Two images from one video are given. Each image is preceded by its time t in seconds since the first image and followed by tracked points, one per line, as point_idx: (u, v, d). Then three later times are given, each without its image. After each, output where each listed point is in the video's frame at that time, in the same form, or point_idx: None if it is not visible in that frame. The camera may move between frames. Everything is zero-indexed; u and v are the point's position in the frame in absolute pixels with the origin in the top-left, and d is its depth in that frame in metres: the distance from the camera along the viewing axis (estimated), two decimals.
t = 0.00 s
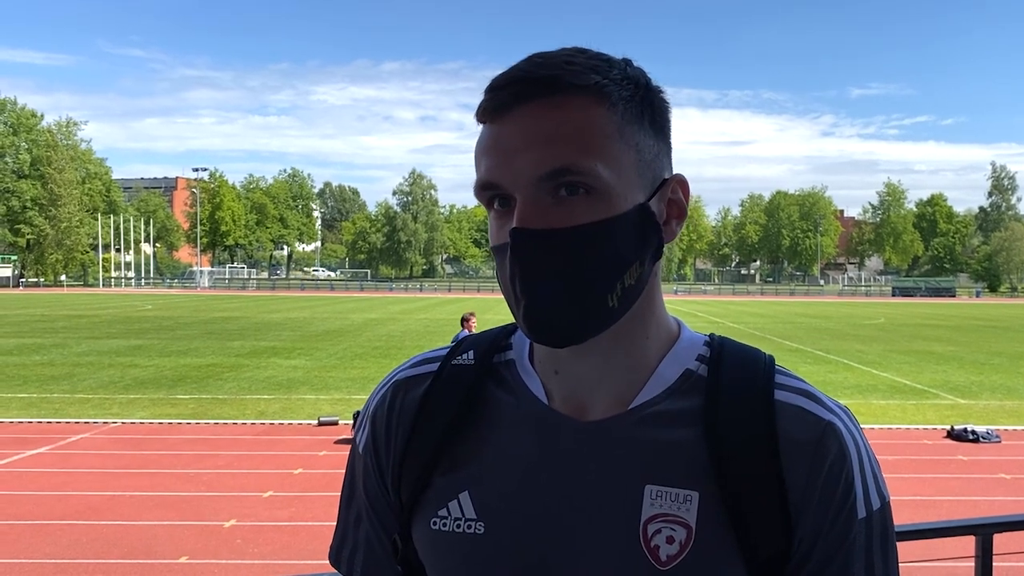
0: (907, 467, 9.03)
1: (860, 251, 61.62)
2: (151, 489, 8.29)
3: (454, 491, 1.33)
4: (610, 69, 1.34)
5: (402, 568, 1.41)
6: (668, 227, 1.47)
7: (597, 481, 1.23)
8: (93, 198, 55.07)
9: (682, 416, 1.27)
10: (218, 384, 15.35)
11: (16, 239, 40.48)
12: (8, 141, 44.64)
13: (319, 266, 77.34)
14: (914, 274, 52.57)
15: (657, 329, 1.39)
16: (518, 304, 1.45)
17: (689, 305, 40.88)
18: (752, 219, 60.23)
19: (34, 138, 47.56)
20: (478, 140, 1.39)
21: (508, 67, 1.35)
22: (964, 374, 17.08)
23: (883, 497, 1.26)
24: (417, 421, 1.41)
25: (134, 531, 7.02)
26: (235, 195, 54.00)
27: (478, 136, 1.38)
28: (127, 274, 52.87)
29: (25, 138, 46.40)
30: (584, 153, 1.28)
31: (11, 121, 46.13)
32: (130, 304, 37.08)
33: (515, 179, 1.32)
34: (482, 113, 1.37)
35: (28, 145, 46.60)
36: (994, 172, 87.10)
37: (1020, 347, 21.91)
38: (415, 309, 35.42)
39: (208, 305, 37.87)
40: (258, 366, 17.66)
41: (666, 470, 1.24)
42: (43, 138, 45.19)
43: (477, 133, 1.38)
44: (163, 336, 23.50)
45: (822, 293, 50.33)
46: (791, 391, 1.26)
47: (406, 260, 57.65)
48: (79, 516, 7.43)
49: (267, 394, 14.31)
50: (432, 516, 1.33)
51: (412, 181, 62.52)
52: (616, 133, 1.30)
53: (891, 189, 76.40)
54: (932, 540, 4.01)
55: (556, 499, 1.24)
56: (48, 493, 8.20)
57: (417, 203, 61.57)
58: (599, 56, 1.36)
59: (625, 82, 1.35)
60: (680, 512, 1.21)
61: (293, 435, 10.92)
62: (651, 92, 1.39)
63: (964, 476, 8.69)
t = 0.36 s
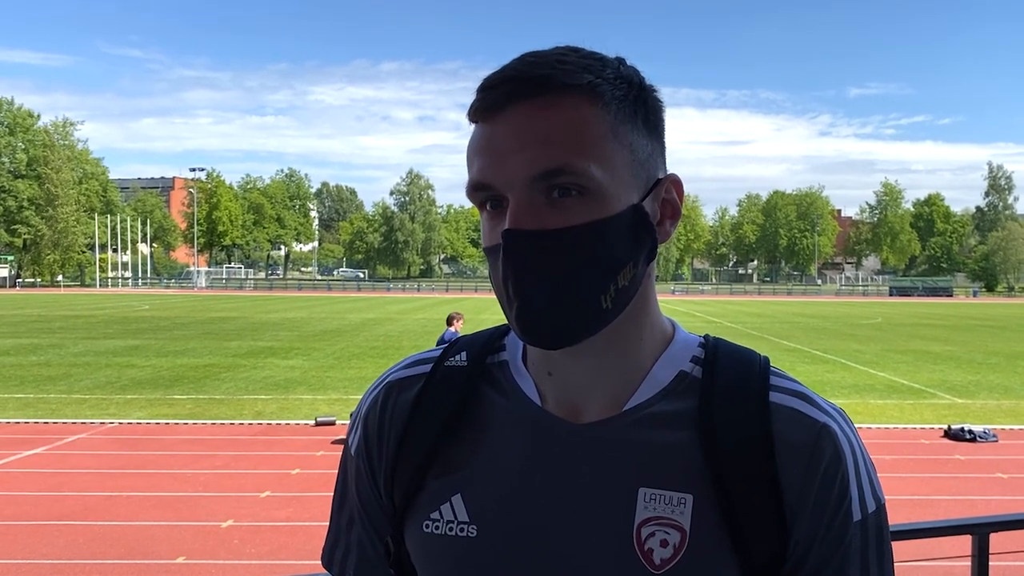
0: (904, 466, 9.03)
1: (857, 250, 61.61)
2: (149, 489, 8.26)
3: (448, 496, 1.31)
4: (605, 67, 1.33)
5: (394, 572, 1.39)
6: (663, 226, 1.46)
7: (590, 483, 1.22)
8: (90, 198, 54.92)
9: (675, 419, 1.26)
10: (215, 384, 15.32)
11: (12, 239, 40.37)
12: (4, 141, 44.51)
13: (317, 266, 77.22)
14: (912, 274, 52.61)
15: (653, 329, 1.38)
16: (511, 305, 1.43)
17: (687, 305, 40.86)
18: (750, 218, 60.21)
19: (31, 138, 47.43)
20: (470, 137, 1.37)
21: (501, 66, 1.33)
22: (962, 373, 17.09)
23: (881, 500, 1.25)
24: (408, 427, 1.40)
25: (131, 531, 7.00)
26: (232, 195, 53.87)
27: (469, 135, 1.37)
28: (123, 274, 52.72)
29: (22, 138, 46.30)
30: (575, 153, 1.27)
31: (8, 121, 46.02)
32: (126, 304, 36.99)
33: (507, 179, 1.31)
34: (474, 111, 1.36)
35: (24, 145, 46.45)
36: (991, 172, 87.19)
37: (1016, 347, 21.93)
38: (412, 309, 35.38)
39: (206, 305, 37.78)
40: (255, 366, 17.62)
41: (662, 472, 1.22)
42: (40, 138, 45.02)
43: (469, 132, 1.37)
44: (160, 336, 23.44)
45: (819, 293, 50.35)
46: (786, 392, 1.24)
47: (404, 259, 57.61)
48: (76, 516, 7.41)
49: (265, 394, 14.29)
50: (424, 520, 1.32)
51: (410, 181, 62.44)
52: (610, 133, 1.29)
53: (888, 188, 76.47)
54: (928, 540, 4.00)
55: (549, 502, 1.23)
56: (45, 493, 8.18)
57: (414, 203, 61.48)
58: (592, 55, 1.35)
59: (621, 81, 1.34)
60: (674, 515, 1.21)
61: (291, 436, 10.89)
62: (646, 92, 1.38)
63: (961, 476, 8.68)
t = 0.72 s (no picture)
0: (908, 466, 9.01)
1: (860, 250, 61.51)
2: (151, 489, 8.27)
3: (445, 498, 1.30)
4: (605, 64, 1.32)
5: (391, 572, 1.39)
6: (662, 227, 1.46)
7: (588, 485, 1.22)
8: (93, 198, 55.04)
9: (675, 421, 1.25)
10: (219, 384, 15.32)
11: (16, 239, 40.46)
12: (8, 141, 44.58)
13: (319, 266, 77.29)
14: (914, 274, 52.56)
15: (654, 330, 1.37)
16: (510, 305, 1.42)
17: (689, 305, 40.80)
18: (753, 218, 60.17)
19: (34, 137, 47.52)
20: (468, 136, 1.37)
21: (500, 63, 1.33)
22: (965, 373, 17.05)
23: (881, 501, 1.24)
24: (407, 428, 1.39)
25: (134, 531, 7.00)
26: (235, 195, 53.91)
27: (467, 133, 1.36)
28: (127, 274, 52.79)
29: (25, 138, 46.39)
30: (574, 153, 1.26)
31: (11, 121, 46.13)
32: (130, 304, 37.02)
33: (506, 177, 1.30)
34: (471, 111, 1.35)
35: (28, 145, 46.53)
36: (994, 172, 86.97)
37: (1020, 346, 21.88)
38: (415, 309, 35.39)
39: (209, 305, 37.83)
40: (258, 366, 17.62)
41: (660, 476, 1.22)
42: (43, 138, 45.11)
43: (466, 131, 1.36)
44: (163, 336, 23.45)
45: (822, 293, 50.26)
46: (787, 394, 1.23)
47: (406, 259, 57.62)
48: (79, 516, 7.41)
49: (268, 394, 14.28)
50: (424, 521, 1.32)
51: (412, 181, 62.51)
52: (610, 132, 1.28)
53: (892, 188, 76.36)
54: (930, 540, 3.98)
55: (549, 500, 1.23)
56: (48, 493, 8.18)
57: (417, 203, 61.51)
58: (593, 52, 1.34)
59: (622, 79, 1.33)
60: (676, 519, 1.19)
61: (293, 435, 10.90)
62: (648, 90, 1.37)
63: (965, 475, 8.66)
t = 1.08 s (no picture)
0: (908, 464, 9.00)
1: (861, 248, 61.49)
2: (151, 488, 8.25)
3: (443, 500, 1.30)
4: (604, 62, 1.31)
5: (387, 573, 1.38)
6: (661, 226, 1.44)
7: (588, 484, 1.21)
8: (94, 197, 55.02)
9: (674, 420, 1.25)
10: (219, 383, 15.30)
11: (17, 238, 40.47)
12: (8, 141, 44.52)
13: (320, 265, 77.24)
14: (916, 272, 52.47)
15: (650, 331, 1.36)
16: (509, 301, 1.42)
17: (690, 303, 40.79)
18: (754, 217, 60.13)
19: (34, 137, 47.46)
20: (465, 134, 1.36)
21: (497, 60, 1.32)
22: (966, 371, 17.05)
23: (880, 501, 1.24)
24: (404, 430, 1.38)
25: (135, 530, 6.98)
26: (236, 194, 53.86)
27: (464, 130, 1.35)
28: (127, 273, 52.73)
29: (26, 138, 46.40)
30: (573, 150, 1.25)
31: (12, 121, 46.15)
32: (130, 303, 36.96)
33: (503, 176, 1.29)
34: (469, 107, 1.34)
35: (29, 144, 46.47)
36: (994, 169, 86.94)
37: (1020, 344, 21.88)
38: (415, 308, 35.38)
39: (209, 304, 37.78)
40: (259, 365, 17.61)
41: (659, 478, 1.21)
42: (44, 138, 45.04)
43: (464, 129, 1.35)
44: (164, 335, 23.42)
45: (823, 291, 50.23)
46: (785, 394, 1.23)
47: (407, 258, 57.58)
48: (81, 516, 7.39)
49: (269, 393, 14.26)
50: (420, 524, 1.31)
51: (413, 180, 62.45)
52: (609, 131, 1.27)
53: (892, 186, 76.39)
54: (930, 538, 3.97)
55: (546, 501, 1.22)
56: (49, 493, 8.16)
57: (417, 202, 61.47)
58: (591, 48, 1.33)
59: (621, 77, 1.32)
60: (674, 519, 1.19)
61: (294, 434, 10.89)
62: (647, 88, 1.36)
63: (965, 474, 8.64)
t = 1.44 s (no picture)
0: (909, 465, 9.01)
1: (863, 249, 61.48)
2: (152, 488, 8.25)
3: (445, 499, 1.30)
4: (616, 64, 1.31)
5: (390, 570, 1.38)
6: (669, 226, 1.44)
7: (589, 484, 1.21)
8: (96, 197, 54.99)
9: (681, 422, 1.25)
10: (221, 383, 15.30)
11: (19, 238, 40.48)
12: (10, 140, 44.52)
13: (322, 265, 77.25)
14: (917, 274, 52.48)
15: (656, 333, 1.36)
16: (517, 300, 1.43)
17: (691, 304, 40.78)
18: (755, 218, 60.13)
19: (37, 136, 47.48)
20: (476, 132, 1.36)
21: (509, 59, 1.32)
22: (967, 373, 17.04)
23: (885, 503, 1.24)
24: (408, 432, 1.39)
25: (136, 530, 6.98)
26: (238, 194, 53.88)
27: (476, 129, 1.35)
28: (130, 273, 52.72)
29: (28, 137, 46.45)
30: (585, 150, 1.25)
31: (15, 121, 46.20)
32: (132, 303, 36.96)
33: (514, 174, 1.30)
34: (481, 106, 1.35)
35: (31, 144, 46.47)
36: (997, 171, 86.82)
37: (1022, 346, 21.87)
38: (417, 308, 35.38)
39: (211, 304, 37.76)
40: (260, 365, 17.62)
41: (667, 479, 1.21)
42: (46, 138, 45.04)
43: (475, 127, 1.36)
44: (165, 335, 23.45)
45: (825, 292, 50.22)
46: (790, 397, 1.24)
47: (409, 258, 57.61)
48: (82, 516, 7.39)
49: (270, 393, 14.27)
50: (423, 523, 1.31)
51: (415, 180, 62.48)
52: (621, 132, 1.28)
53: (894, 187, 76.36)
54: (930, 539, 3.97)
55: (554, 501, 1.22)
56: (51, 492, 8.17)
57: (419, 202, 61.49)
58: (603, 50, 1.33)
59: (631, 79, 1.32)
60: (678, 521, 1.19)
61: (296, 434, 10.91)
62: (656, 91, 1.37)
63: (967, 475, 8.65)
